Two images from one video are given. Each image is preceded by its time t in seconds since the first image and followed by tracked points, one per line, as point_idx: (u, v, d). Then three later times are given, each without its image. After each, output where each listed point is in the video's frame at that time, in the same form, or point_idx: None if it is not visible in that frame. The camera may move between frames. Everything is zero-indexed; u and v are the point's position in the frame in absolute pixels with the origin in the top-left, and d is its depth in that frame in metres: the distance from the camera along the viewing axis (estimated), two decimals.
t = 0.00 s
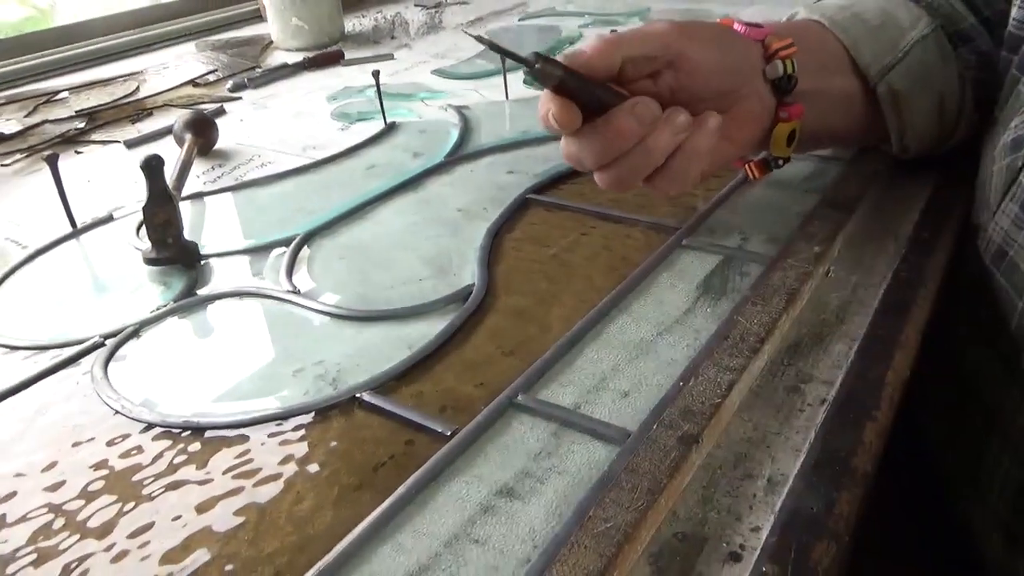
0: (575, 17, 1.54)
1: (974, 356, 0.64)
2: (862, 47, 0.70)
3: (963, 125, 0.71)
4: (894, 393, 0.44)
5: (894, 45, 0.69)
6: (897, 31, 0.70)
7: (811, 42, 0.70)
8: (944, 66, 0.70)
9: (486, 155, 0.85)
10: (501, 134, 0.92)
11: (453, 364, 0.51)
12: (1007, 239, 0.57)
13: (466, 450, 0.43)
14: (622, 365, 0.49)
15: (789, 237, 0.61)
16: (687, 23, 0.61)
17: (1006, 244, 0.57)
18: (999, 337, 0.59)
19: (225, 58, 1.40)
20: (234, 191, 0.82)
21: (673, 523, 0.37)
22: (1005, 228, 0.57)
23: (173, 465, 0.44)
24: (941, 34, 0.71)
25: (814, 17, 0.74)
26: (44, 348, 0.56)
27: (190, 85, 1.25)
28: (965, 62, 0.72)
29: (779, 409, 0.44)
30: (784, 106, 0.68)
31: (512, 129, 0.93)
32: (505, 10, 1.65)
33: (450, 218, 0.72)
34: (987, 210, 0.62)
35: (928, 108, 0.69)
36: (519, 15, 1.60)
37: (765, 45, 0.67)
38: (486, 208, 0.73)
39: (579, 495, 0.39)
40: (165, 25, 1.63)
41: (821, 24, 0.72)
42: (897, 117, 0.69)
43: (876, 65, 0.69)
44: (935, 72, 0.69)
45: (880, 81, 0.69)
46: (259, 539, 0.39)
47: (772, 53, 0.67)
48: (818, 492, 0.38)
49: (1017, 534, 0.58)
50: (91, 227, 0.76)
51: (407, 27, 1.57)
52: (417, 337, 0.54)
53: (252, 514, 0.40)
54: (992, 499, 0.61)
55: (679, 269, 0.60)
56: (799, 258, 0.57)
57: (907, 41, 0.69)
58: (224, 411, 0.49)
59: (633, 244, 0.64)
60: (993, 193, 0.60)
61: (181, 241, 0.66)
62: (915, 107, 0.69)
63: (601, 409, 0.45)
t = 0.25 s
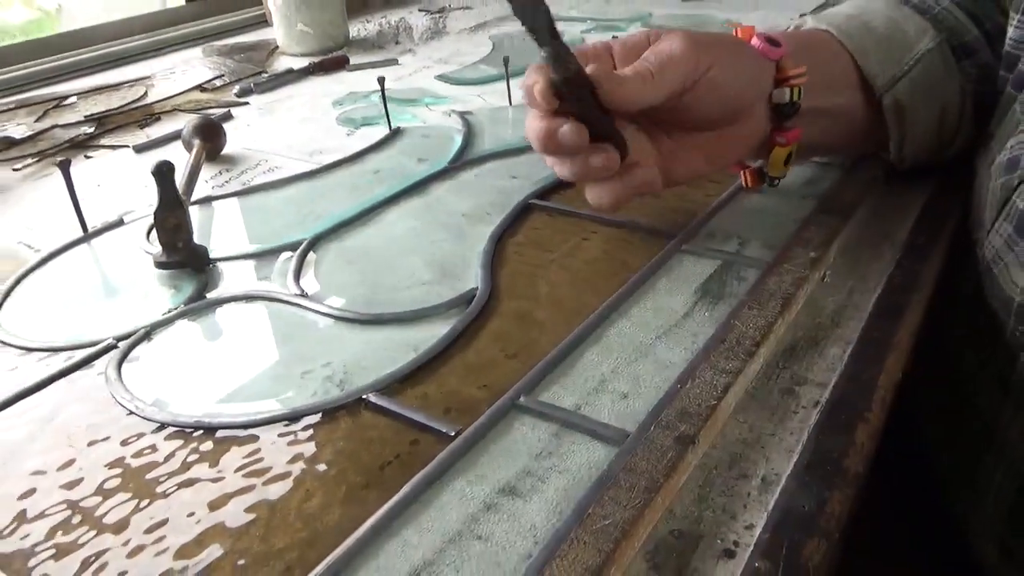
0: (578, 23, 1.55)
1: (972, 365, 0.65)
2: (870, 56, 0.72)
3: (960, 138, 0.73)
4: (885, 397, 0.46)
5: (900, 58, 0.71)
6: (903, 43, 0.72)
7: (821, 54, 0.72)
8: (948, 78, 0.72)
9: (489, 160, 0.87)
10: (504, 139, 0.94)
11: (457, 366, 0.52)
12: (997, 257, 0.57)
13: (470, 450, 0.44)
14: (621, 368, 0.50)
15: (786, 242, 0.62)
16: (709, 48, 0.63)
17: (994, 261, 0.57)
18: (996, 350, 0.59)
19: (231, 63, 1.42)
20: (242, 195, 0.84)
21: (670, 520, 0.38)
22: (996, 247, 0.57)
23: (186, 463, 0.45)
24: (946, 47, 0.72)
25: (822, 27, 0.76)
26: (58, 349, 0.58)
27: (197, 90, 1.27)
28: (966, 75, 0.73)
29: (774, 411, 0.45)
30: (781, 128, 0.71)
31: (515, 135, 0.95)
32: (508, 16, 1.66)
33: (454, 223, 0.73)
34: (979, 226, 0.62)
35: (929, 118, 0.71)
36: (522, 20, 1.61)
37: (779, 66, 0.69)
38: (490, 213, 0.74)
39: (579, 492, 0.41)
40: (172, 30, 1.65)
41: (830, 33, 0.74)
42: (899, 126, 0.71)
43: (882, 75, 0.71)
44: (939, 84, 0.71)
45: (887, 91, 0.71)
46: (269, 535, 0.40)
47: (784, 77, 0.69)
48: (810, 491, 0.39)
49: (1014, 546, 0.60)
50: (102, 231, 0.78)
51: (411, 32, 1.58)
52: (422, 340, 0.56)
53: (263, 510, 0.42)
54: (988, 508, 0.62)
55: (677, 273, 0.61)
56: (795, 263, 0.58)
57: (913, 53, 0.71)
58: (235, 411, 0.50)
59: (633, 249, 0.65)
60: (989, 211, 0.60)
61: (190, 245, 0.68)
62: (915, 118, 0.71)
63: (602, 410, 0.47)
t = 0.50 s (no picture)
0: (581, 32, 1.58)
1: (961, 373, 0.66)
2: (869, 72, 0.73)
3: (952, 151, 0.75)
4: (872, 402, 0.48)
5: (900, 75, 0.73)
6: (902, 61, 0.73)
7: (822, 71, 0.74)
8: (944, 95, 0.73)
9: (493, 170, 0.89)
10: (508, 149, 0.96)
11: (463, 371, 0.54)
12: (985, 271, 0.60)
13: (474, 451, 0.46)
14: (620, 372, 0.52)
15: (780, 251, 0.65)
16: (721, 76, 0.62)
17: (982, 275, 0.60)
18: (982, 360, 0.61)
19: (240, 73, 1.44)
20: (253, 204, 0.86)
21: (664, 518, 0.40)
22: (985, 261, 0.60)
23: (203, 464, 0.47)
24: (944, 64, 0.74)
25: (822, 41, 0.77)
26: (79, 355, 0.60)
27: (207, 100, 1.29)
28: (963, 91, 0.74)
29: (766, 414, 0.47)
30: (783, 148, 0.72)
31: (518, 145, 0.97)
32: (512, 24, 1.69)
33: (458, 231, 0.76)
34: (970, 241, 0.65)
35: (924, 133, 0.73)
36: (526, 29, 1.64)
37: (787, 90, 0.69)
38: (493, 222, 0.77)
39: (578, 492, 0.43)
40: (181, 40, 1.68)
41: (831, 50, 0.75)
42: (895, 141, 0.73)
43: (881, 92, 0.73)
44: (935, 100, 0.73)
45: (885, 106, 0.73)
46: (285, 531, 0.42)
47: (791, 101, 0.69)
48: (797, 490, 0.41)
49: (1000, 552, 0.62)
50: (117, 239, 0.80)
51: (416, 41, 1.61)
52: (428, 346, 0.58)
53: (278, 508, 0.44)
54: (975, 513, 0.64)
55: (674, 281, 0.63)
56: (789, 271, 0.60)
57: (912, 71, 0.73)
58: (249, 414, 0.52)
59: (632, 257, 0.67)
60: (977, 227, 0.62)
61: (204, 254, 0.70)
62: (910, 134, 0.73)
63: (601, 413, 0.49)
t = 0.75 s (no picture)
0: (584, 38, 1.60)
1: (954, 372, 0.68)
2: (869, 79, 0.75)
3: (947, 158, 0.77)
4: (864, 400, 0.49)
5: (899, 81, 0.74)
6: (903, 67, 0.75)
7: (825, 76, 0.75)
8: (942, 102, 0.75)
9: (498, 175, 0.91)
10: (512, 155, 0.98)
11: (468, 370, 0.56)
12: (977, 273, 0.61)
13: (480, 447, 0.48)
14: (621, 372, 0.54)
15: (778, 254, 0.66)
16: (724, 88, 0.63)
17: (975, 277, 0.61)
18: (975, 358, 0.62)
19: (248, 80, 1.47)
20: (263, 209, 0.88)
21: (663, 511, 0.42)
22: (977, 263, 0.61)
23: (219, 459, 0.49)
24: (941, 72, 0.76)
25: (823, 47, 0.78)
26: (97, 354, 0.62)
27: (216, 106, 1.31)
28: (960, 99, 0.76)
29: (762, 412, 0.49)
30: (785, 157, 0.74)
31: (522, 151, 0.99)
32: (516, 31, 1.71)
33: (464, 235, 0.77)
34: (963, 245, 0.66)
35: (921, 139, 0.74)
36: (530, 35, 1.66)
37: (791, 99, 0.71)
38: (498, 226, 0.78)
39: (580, 486, 0.44)
40: (190, 47, 1.70)
41: (833, 57, 0.77)
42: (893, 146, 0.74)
43: (882, 97, 0.74)
44: (933, 106, 0.74)
45: (884, 112, 0.74)
46: (298, 523, 0.44)
47: (795, 111, 0.70)
48: (791, 484, 0.43)
49: (989, 545, 0.63)
50: (131, 243, 0.82)
51: (422, 48, 1.63)
52: (435, 346, 0.59)
53: (292, 501, 0.45)
54: (968, 508, 0.66)
55: (673, 283, 0.65)
56: (786, 274, 0.62)
57: (911, 77, 0.74)
58: (263, 411, 0.54)
59: (633, 260, 0.69)
60: (970, 231, 0.64)
61: (216, 257, 0.72)
62: (908, 139, 0.74)
63: (602, 410, 0.50)
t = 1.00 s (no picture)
0: (589, 46, 1.61)
1: (950, 372, 0.69)
2: (865, 86, 0.76)
3: (945, 163, 0.78)
4: (862, 401, 0.51)
5: (894, 87, 0.76)
6: (897, 74, 0.76)
7: (820, 84, 0.76)
8: (938, 108, 0.76)
9: (504, 182, 0.92)
10: (517, 161, 0.99)
11: (476, 372, 0.58)
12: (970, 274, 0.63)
13: (488, 446, 0.50)
14: (624, 374, 0.55)
15: (778, 259, 0.68)
16: (719, 81, 0.65)
17: (969, 279, 0.63)
18: (968, 356, 0.64)
19: (257, 86, 1.49)
20: (273, 214, 0.90)
21: (665, 508, 0.43)
22: (970, 265, 0.63)
23: (235, 457, 0.51)
24: (936, 78, 0.77)
25: (819, 56, 0.80)
26: (114, 356, 0.64)
27: (226, 113, 1.34)
28: (956, 104, 0.78)
29: (762, 413, 0.50)
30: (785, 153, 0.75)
31: (528, 157, 1.00)
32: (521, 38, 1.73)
33: (471, 240, 0.79)
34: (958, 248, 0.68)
35: (918, 144, 0.76)
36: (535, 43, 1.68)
37: (786, 97, 0.73)
38: (504, 231, 0.80)
39: (586, 484, 0.46)
40: (199, 54, 1.72)
41: (828, 65, 0.78)
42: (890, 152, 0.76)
43: (877, 103, 0.76)
44: (929, 112, 0.76)
45: (880, 118, 0.76)
46: (312, 518, 0.45)
47: (790, 108, 0.72)
48: (790, 482, 0.44)
49: (984, 541, 0.64)
50: (145, 248, 0.84)
51: (428, 55, 1.65)
52: (444, 349, 0.61)
53: (306, 498, 0.47)
54: (962, 505, 0.67)
55: (676, 288, 0.66)
56: (786, 278, 0.63)
57: (906, 84, 0.76)
58: (276, 411, 0.55)
59: (637, 265, 0.71)
60: (965, 234, 0.65)
61: (229, 262, 0.74)
62: (905, 145, 0.76)
63: (606, 411, 0.52)
